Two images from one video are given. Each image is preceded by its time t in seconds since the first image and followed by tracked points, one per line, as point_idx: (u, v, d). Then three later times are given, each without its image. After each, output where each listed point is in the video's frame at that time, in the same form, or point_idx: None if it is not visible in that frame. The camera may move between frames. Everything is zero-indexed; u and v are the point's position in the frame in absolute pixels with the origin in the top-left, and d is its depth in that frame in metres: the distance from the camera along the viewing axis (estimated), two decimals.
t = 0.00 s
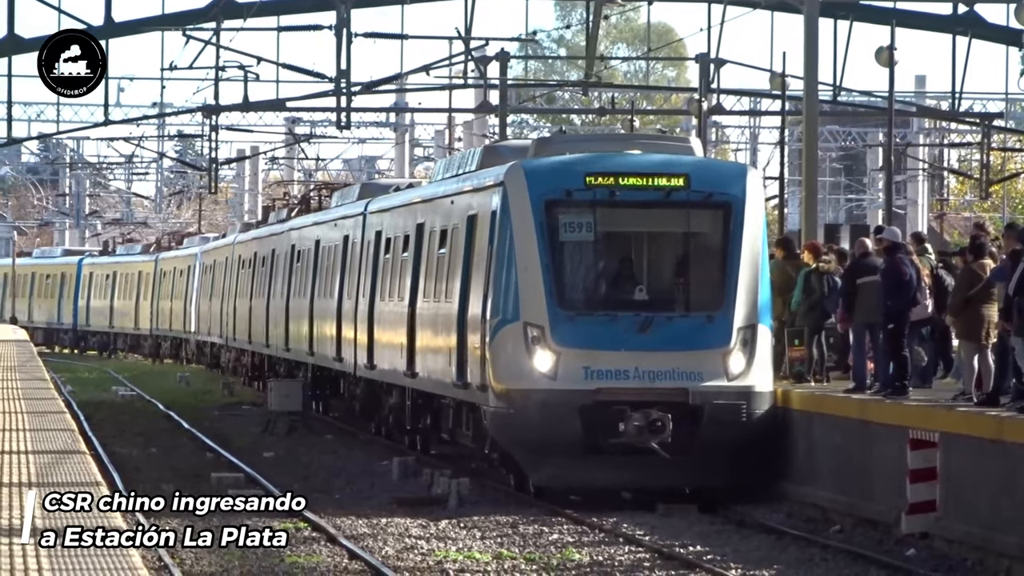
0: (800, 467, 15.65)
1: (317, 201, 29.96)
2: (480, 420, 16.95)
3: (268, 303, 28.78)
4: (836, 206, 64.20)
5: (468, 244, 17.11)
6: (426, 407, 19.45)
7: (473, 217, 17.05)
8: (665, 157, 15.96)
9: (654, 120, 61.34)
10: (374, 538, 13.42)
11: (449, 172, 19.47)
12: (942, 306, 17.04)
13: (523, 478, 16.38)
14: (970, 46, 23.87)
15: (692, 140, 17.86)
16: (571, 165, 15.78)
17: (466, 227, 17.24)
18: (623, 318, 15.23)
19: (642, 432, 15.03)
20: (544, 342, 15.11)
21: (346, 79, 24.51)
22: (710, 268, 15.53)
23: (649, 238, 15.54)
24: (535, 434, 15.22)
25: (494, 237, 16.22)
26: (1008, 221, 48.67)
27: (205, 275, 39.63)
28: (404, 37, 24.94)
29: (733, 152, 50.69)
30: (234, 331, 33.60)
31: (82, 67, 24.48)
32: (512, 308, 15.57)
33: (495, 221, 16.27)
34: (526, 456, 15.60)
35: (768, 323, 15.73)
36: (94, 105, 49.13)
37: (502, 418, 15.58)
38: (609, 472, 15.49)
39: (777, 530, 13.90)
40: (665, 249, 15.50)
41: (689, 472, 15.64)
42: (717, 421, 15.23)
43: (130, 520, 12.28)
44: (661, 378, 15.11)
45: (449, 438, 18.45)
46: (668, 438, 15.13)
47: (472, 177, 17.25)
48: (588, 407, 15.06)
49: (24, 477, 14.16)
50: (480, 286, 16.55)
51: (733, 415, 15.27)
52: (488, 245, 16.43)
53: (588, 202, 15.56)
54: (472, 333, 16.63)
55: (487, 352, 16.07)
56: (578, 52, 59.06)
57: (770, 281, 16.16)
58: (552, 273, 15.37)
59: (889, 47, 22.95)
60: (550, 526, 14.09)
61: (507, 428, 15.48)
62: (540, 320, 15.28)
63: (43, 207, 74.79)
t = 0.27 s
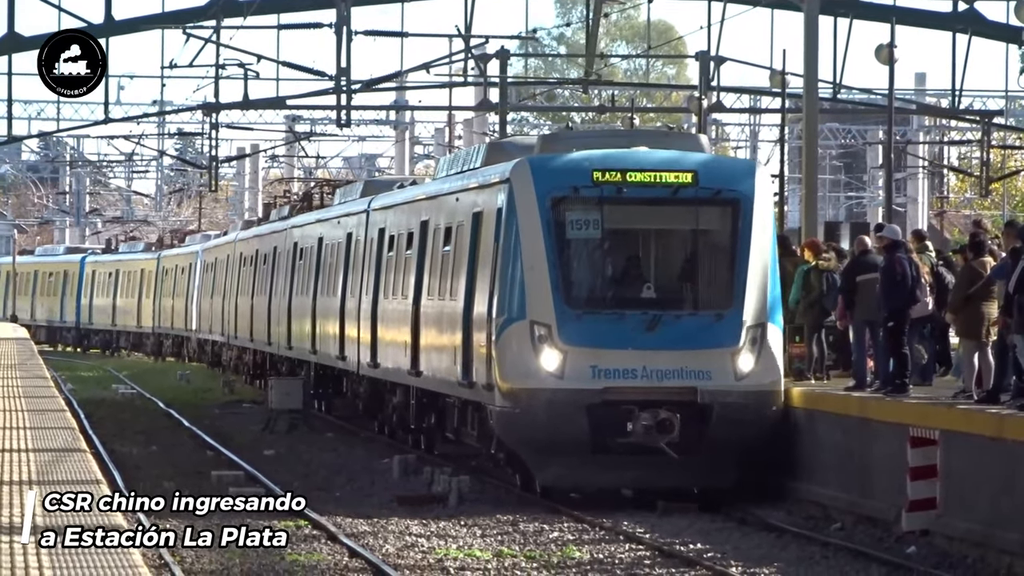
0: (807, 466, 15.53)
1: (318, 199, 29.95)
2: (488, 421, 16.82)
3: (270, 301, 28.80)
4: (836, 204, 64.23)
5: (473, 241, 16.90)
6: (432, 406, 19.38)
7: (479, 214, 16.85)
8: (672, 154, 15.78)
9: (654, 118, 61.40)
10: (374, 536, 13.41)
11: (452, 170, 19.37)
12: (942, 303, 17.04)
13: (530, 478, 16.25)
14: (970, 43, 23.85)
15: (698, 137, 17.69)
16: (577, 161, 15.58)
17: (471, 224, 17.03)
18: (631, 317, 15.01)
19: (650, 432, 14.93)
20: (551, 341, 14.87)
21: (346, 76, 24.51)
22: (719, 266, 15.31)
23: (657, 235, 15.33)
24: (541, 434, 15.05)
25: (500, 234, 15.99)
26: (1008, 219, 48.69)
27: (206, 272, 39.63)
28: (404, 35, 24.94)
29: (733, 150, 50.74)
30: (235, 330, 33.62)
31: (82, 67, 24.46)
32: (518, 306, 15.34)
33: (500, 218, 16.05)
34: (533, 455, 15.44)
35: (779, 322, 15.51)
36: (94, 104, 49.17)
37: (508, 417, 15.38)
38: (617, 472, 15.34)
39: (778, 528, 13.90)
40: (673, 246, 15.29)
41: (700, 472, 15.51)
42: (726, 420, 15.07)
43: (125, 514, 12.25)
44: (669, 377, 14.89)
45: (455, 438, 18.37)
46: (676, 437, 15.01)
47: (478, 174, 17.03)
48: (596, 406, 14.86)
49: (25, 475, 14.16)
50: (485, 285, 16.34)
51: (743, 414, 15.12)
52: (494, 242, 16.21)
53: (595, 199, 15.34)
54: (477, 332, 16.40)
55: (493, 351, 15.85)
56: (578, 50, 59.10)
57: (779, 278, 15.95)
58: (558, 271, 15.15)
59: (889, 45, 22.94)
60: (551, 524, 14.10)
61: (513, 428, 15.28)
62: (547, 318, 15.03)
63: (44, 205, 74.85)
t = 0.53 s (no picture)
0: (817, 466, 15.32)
1: (319, 197, 29.94)
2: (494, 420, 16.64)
3: (272, 300, 28.78)
4: (837, 203, 64.22)
5: (479, 238, 16.78)
6: (438, 405, 19.25)
7: (485, 211, 16.72)
8: (681, 150, 15.63)
9: (656, 117, 61.37)
10: (375, 534, 13.41)
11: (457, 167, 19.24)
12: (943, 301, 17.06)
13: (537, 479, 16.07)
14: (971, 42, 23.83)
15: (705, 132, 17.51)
16: (585, 157, 15.43)
17: (478, 220, 16.90)
18: (640, 315, 14.92)
19: (658, 432, 14.79)
20: (558, 340, 14.81)
21: (347, 75, 24.50)
22: (728, 263, 15.21)
23: (666, 231, 15.19)
24: (549, 434, 14.92)
25: (507, 231, 15.87)
26: (1009, 217, 48.65)
27: (207, 270, 39.63)
28: (405, 33, 24.93)
29: (734, 148, 50.71)
30: (238, 328, 33.60)
31: (81, 66, 24.44)
32: (525, 304, 15.25)
33: (507, 215, 15.91)
34: (539, 455, 15.28)
35: (789, 320, 15.41)
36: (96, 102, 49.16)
37: (514, 417, 15.27)
38: (624, 472, 15.15)
39: (778, 526, 13.91)
40: (682, 244, 15.16)
41: (710, 475, 15.29)
42: (735, 420, 14.91)
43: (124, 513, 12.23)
44: (679, 376, 14.82)
45: (460, 437, 18.25)
46: (684, 438, 14.86)
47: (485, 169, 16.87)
48: (604, 405, 14.78)
49: (26, 473, 14.16)
50: (492, 282, 16.22)
51: (753, 413, 14.96)
52: (500, 239, 16.08)
53: (603, 195, 15.21)
54: (483, 330, 16.32)
55: (499, 349, 15.75)
56: (579, 48, 59.08)
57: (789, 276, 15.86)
58: (566, 269, 15.06)
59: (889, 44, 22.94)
60: (552, 523, 14.11)
61: (522, 428, 15.15)
62: (555, 317, 14.96)
63: (45, 203, 74.90)
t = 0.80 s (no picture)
0: (828, 466, 15.18)
1: (320, 195, 29.95)
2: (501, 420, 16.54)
3: (275, 298, 28.78)
4: (838, 199, 64.22)
5: (486, 236, 16.66)
6: (444, 404, 19.13)
7: (491, 209, 16.62)
8: (690, 145, 15.45)
9: (657, 114, 61.42)
10: (377, 532, 13.42)
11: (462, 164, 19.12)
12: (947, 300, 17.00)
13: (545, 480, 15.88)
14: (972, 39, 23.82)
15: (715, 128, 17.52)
16: (593, 153, 15.26)
17: (484, 218, 16.81)
18: (649, 312, 14.76)
19: (668, 431, 14.62)
20: (567, 338, 14.62)
21: (348, 72, 24.54)
22: (738, 260, 15.06)
23: (675, 229, 15.03)
24: (559, 433, 14.74)
25: (513, 227, 15.70)
26: (1010, 214, 48.67)
27: (210, 268, 39.68)
28: (406, 31, 24.93)
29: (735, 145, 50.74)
30: (240, 326, 33.62)
31: (82, 66, 24.46)
32: (533, 302, 15.08)
33: (514, 211, 15.74)
34: (546, 454, 15.11)
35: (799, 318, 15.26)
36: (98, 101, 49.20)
37: (522, 416, 15.08)
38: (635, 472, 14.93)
39: (780, 523, 13.91)
40: (692, 240, 15.01)
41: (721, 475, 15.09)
42: (745, 419, 14.77)
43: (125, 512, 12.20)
44: (689, 374, 14.65)
45: (466, 436, 18.17)
46: (695, 436, 14.70)
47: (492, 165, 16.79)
48: (614, 404, 14.61)
49: (28, 471, 14.17)
50: (499, 279, 16.07)
51: (764, 412, 14.83)
52: (508, 236, 15.91)
53: (611, 192, 15.04)
54: (490, 328, 16.21)
55: (507, 346, 15.60)
56: (580, 46, 59.12)
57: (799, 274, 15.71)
58: (574, 266, 14.89)
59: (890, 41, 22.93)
60: (554, 520, 14.09)
61: (531, 428, 14.95)
62: (563, 314, 14.78)
63: (46, 201, 74.92)
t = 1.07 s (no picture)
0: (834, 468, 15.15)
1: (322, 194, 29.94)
2: (507, 421, 16.48)
3: (278, 297, 28.78)
4: (839, 199, 64.18)
5: (492, 235, 16.61)
6: (449, 405, 19.07)
7: (498, 206, 16.58)
8: (700, 143, 15.42)
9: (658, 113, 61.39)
10: (378, 531, 13.43)
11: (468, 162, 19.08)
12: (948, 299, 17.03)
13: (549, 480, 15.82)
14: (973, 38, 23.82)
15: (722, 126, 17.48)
16: (602, 151, 15.23)
17: (490, 217, 16.75)
18: (658, 312, 14.74)
19: (677, 432, 14.66)
20: (575, 338, 14.59)
21: (350, 71, 24.55)
22: (747, 259, 15.03)
23: (684, 228, 15.02)
24: (567, 435, 14.72)
25: (520, 226, 15.67)
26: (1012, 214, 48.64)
27: (211, 267, 39.67)
28: (407, 30, 24.92)
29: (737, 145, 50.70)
30: (242, 325, 33.61)
31: (82, 67, 24.48)
32: (541, 302, 15.02)
33: (521, 210, 15.69)
34: (554, 456, 15.12)
35: (810, 318, 15.23)
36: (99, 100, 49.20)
37: (529, 418, 15.02)
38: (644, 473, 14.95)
39: (781, 522, 13.91)
40: (701, 239, 14.99)
41: (731, 476, 15.11)
42: (755, 421, 14.75)
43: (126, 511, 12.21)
44: (698, 375, 14.62)
45: (472, 437, 18.13)
46: (705, 438, 14.74)
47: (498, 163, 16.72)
48: (622, 405, 14.60)
49: (28, 470, 14.18)
50: (505, 279, 16.03)
51: (774, 414, 14.80)
52: (514, 235, 15.86)
53: (620, 190, 15.02)
54: (496, 329, 16.15)
55: (514, 346, 15.56)
56: (581, 45, 59.10)
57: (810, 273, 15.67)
58: (581, 266, 14.85)
59: (891, 40, 22.94)
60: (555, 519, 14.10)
61: (537, 430, 14.90)
62: (570, 315, 14.74)
63: (46, 200, 74.89)
